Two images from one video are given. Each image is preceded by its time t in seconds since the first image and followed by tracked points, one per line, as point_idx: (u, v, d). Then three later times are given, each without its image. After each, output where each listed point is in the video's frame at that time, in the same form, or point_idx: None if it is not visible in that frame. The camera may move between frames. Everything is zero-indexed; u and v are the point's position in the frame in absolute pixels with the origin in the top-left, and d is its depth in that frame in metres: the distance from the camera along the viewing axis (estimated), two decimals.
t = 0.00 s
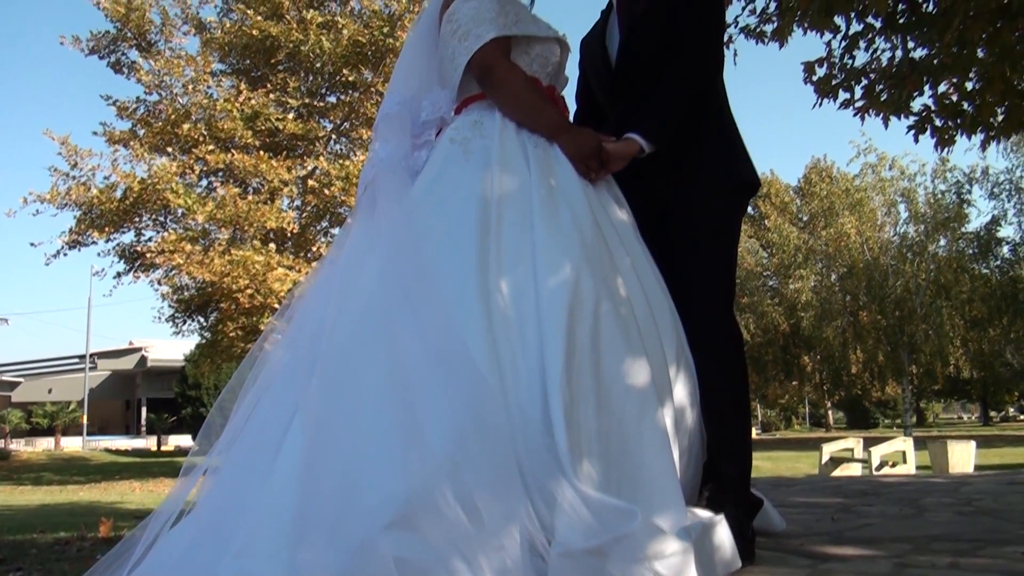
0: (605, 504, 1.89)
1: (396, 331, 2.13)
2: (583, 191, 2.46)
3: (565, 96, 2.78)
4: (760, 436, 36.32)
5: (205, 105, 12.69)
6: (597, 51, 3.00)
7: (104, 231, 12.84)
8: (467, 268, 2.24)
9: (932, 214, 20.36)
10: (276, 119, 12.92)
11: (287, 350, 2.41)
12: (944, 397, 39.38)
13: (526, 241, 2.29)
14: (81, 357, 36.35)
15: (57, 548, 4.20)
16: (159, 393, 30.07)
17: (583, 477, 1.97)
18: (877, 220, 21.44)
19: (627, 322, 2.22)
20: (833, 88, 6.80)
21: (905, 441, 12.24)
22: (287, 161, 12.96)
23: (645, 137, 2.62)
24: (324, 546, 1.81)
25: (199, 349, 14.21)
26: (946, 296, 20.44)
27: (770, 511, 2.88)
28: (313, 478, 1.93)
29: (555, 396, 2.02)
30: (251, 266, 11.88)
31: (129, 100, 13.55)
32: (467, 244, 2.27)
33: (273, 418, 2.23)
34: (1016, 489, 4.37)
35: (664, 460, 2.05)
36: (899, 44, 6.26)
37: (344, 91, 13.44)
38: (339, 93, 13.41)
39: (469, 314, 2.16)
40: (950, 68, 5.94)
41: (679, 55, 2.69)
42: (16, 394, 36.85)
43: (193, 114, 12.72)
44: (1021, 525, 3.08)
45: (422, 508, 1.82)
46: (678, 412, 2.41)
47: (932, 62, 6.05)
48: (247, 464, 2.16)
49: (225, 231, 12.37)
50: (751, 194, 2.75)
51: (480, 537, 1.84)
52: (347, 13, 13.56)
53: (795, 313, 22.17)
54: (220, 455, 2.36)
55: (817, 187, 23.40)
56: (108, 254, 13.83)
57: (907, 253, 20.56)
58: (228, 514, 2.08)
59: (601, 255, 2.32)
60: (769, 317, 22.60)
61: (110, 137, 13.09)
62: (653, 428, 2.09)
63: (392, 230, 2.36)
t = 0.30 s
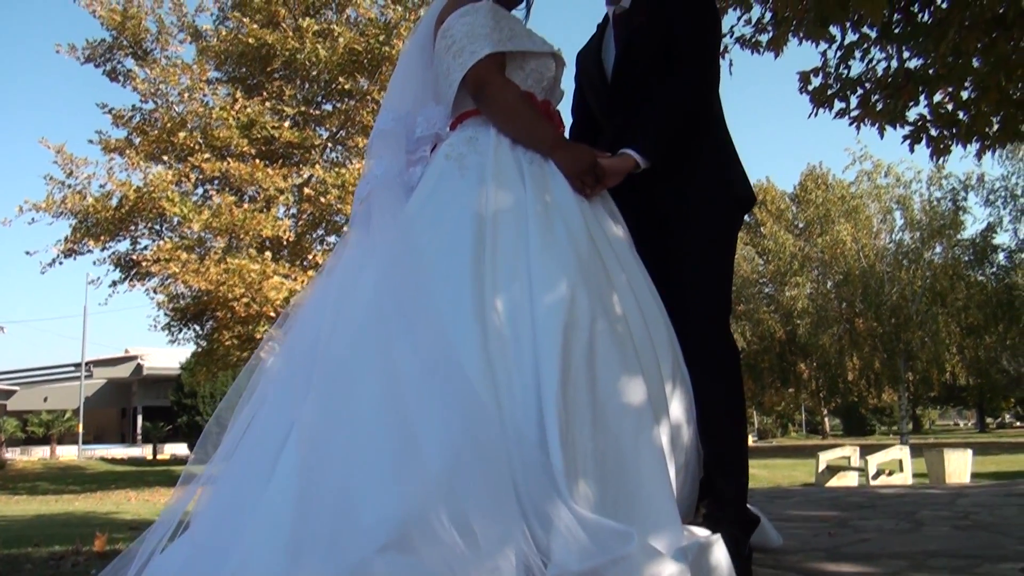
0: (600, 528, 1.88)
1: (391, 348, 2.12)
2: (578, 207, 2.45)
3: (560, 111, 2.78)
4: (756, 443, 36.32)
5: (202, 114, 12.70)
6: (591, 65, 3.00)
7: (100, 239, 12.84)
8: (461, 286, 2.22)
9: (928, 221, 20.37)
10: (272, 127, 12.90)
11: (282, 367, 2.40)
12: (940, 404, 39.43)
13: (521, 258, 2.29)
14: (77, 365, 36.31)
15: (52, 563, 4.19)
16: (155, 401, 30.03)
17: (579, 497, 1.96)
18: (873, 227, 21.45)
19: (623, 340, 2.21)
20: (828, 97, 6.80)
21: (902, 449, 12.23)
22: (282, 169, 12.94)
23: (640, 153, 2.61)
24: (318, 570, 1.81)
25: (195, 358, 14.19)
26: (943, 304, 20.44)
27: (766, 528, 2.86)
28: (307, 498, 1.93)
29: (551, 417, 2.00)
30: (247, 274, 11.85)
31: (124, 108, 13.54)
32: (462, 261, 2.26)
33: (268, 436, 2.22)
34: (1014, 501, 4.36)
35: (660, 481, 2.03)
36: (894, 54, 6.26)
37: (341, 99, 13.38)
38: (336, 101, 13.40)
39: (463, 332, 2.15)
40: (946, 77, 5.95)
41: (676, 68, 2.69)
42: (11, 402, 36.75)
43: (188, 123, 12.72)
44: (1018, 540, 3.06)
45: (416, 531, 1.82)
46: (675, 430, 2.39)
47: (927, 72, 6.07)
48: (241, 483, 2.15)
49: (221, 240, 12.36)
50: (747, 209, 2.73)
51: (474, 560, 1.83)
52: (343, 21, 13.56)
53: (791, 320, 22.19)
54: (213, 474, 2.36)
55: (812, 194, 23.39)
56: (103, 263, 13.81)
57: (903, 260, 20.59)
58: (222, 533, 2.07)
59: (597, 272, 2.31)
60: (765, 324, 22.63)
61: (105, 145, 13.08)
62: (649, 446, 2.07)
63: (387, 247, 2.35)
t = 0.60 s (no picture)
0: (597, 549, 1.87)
1: (387, 369, 2.11)
2: (576, 225, 2.44)
3: (556, 127, 2.77)
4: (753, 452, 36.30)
5: (199, 123, 12.69)
6: (589, 80, 3.00)
7: (97, 248, 12.82)
8: (459, 303, 2.21)
9: (925, 230, 20.48)
10: (269, 137, 12.89)
11: (278, 384, 2.39)
12: (936, 412, 39.45)
13: (518, 276, 2.28)
14: (73, 374, 36.22)
15: None
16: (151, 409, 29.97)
17: (578, 519, 1.96)
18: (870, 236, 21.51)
19: (621, 359, 2.20)
20: (824, 109, 6.79)
21: (899, 459, 12.23)
22: (279, 178, 12.93)
23: (637, 170, 2.60)
24: None
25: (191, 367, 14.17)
26: (939, 312, 20.47)
27: (767, 547, 2.84)
28: (303, 519, 1.92)
29: (550, 436, 1.99)
30: (245, 284, 11.87)
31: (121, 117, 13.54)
32: (460, 279, 2.25)
33: (265, 454, 2.21)
34: (1012, 516, 4.35)
35: (658, 500, 2.02)
36: (890, 65, 6.26)
37: (337, 108, 13.41)
38: (333, 110, 13.41)
39: (461, 351, 2.13)
40: (942, 89, 5.95)
41: (674, 83, 2.68)
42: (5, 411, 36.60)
43: (185, 132, 12.72)
44: (1017, 557, 3.05)
45: (412, 553, 1.81)
46: (673, 448, 2.38)
47: (924, 84, 6.07)
48: (237, 503, 2.14)
49: (217, 249, 12.35)
50: (746, 225, 2.72)
51: None
52: (340, 30, 13.56)
53: (788, 328, 22.21)
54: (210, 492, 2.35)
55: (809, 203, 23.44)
56: (100, 272, 13.78)
57: (900, 269, 20.73)
58: (219, 553, 2.06)
59: (595, 291, 2.30)
60: (761, 333, 22.63)
61: (102, 155, 13.08)
62: (648, 466, 2.06)
63: (383, 265, 2.34)
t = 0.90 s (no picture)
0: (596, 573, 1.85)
1: (386, 389, 2.10)
2: (575, 243, 2.43)
3: (556, 143, 2.76)
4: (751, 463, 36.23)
5: (196, 134, 12.68)
6: (589, 96, 2.98)
7: (94, 259, 12.80)
8: (458, 322, 2.20)
9: (921, 240, 20.43)
10: (266, 147, 12.87)
11: (277, 401, 2.38)
12: (935, 422, 39.41)
13: (518, 294, 2.27)
14: (70, 385, 36.15)
15: None
16: (148, 419, 29.88)
17: (578, 543, 1.94)
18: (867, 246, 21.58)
19: (621, 379, 2.19)
20: (823, 122, 6.77)
21: (898, 471, 12.18)
22: (277, 189, 12.92)
23: (637, 187, 2.59)
24: None
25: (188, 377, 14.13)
26: (936, 322, 20.46)
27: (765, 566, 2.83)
28: (301, 541, 1.91)
29: (549, 457, 1.97)
30: (241, 295, 11.83)
31: (119, 128, 13.54)
32: (459, 297, 2.24)
33: (262, 473, 2.20)
34: (1013, 532, 4.32)
35: (659, 521, 2.01)
36: (888, 78, 6.26)
37: (335, 118, 13.40)
38: (331, 120, 13.40)
39: (461, 370, 2.12)
40: (941, 101, 5.93)
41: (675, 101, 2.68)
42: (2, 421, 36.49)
43: (183, 142, 12.70)
44: None
45: None
46: (673, 468, 2.36)
47: (922, 97, 6.07)
48: (236, 522, 2.13)
49: (215, 260, 12.32)
50: (745, 244, 2.72)
51: None
52: (338, 41, 13.55)
53: (785, 339, 22.23)
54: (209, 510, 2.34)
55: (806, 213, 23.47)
56: (97, 282, 13.76)
57: (897, 279, 20.73)
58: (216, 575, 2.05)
59: (595, 311, 2.29)
60: (759, 344, 22.60)
61: (99, 165, 13.07)
62: (648, 487, 2.05)
63: (381, 283, 2.32)
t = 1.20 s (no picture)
0: None
1: (385, 411, 2.07)
2: (576, 261, 2.41)
3: (555, 159, 2.74)
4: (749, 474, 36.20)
5: (195, 143, 12.65)
6: (590, 111, 2.97)
7: (91, 268, 12.78)
8: (459, 342, 2.17)
9: (919, 252, 20.48)
10: (265, 157, 12.85)
11: (275, 421, 2.37)
12: (932, 434, 39.39)
13: (519, 312, 2.25)
14: (67, 394, 36.03)
15: None
16: (145, 429, 29.80)
17: (580, 567, 1.91)
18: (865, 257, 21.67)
19: (623, 400, 2.17)
20: (822, 135, 6.76)
21: (896, 484, 12.14)
22: (275, 199, 12.89)
23: (637, 204, 2.56)
24: None
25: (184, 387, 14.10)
26: (934, 335, 20.43)
27: None
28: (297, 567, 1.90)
29: (550, 479, 1.95)
30: (238, 304, 11.80)
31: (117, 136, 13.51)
32: (459, 315, 2.21)
33: (260, 493, 2.18)
34: (1013, 550, 4.28)
35: (661, 547, 1.98)
36: (887, 91, 6.24)
37: (333, 128, 13.41)
38: (330, 130, 13.39)
39: (460, 390, 2.09)
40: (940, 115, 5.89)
41: (675, 119, 2.66)
42: None
43: (181, 151, 12.68)
44: None
45: None
46: (675, 490, 2.33)
47: (921, 111, 6.06)
48: (232, 544, 2.11)
49: (212, 269, 12.29)
50: (745, 263, 2.69)
51: None
52: (336, 51, 13.53)
53: (782, 350, 22.19)
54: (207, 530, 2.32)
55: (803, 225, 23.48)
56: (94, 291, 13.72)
57: (894, 290, 20.81)
58: None
59: (596, 331, 2.27)
60: (756, 355, 22.57)
61: (96, 174, 13.05)
62: (650, 510, 2.03)
63: (381, 301, 2.32)
